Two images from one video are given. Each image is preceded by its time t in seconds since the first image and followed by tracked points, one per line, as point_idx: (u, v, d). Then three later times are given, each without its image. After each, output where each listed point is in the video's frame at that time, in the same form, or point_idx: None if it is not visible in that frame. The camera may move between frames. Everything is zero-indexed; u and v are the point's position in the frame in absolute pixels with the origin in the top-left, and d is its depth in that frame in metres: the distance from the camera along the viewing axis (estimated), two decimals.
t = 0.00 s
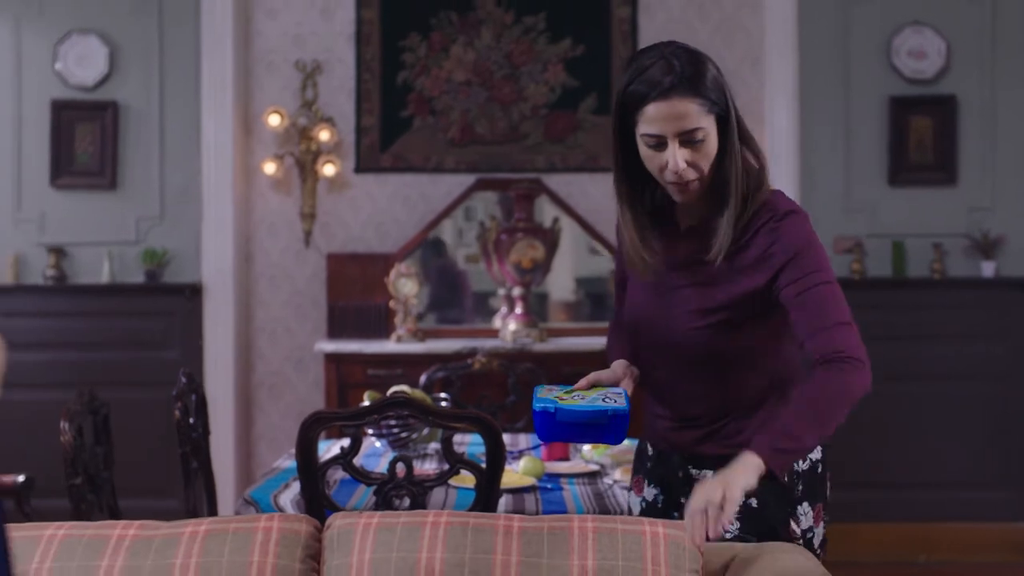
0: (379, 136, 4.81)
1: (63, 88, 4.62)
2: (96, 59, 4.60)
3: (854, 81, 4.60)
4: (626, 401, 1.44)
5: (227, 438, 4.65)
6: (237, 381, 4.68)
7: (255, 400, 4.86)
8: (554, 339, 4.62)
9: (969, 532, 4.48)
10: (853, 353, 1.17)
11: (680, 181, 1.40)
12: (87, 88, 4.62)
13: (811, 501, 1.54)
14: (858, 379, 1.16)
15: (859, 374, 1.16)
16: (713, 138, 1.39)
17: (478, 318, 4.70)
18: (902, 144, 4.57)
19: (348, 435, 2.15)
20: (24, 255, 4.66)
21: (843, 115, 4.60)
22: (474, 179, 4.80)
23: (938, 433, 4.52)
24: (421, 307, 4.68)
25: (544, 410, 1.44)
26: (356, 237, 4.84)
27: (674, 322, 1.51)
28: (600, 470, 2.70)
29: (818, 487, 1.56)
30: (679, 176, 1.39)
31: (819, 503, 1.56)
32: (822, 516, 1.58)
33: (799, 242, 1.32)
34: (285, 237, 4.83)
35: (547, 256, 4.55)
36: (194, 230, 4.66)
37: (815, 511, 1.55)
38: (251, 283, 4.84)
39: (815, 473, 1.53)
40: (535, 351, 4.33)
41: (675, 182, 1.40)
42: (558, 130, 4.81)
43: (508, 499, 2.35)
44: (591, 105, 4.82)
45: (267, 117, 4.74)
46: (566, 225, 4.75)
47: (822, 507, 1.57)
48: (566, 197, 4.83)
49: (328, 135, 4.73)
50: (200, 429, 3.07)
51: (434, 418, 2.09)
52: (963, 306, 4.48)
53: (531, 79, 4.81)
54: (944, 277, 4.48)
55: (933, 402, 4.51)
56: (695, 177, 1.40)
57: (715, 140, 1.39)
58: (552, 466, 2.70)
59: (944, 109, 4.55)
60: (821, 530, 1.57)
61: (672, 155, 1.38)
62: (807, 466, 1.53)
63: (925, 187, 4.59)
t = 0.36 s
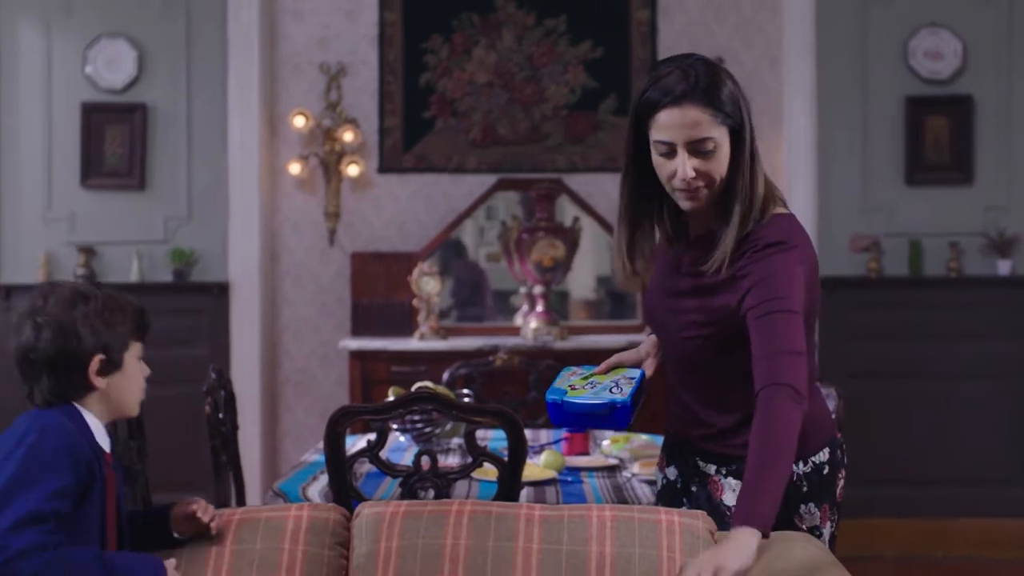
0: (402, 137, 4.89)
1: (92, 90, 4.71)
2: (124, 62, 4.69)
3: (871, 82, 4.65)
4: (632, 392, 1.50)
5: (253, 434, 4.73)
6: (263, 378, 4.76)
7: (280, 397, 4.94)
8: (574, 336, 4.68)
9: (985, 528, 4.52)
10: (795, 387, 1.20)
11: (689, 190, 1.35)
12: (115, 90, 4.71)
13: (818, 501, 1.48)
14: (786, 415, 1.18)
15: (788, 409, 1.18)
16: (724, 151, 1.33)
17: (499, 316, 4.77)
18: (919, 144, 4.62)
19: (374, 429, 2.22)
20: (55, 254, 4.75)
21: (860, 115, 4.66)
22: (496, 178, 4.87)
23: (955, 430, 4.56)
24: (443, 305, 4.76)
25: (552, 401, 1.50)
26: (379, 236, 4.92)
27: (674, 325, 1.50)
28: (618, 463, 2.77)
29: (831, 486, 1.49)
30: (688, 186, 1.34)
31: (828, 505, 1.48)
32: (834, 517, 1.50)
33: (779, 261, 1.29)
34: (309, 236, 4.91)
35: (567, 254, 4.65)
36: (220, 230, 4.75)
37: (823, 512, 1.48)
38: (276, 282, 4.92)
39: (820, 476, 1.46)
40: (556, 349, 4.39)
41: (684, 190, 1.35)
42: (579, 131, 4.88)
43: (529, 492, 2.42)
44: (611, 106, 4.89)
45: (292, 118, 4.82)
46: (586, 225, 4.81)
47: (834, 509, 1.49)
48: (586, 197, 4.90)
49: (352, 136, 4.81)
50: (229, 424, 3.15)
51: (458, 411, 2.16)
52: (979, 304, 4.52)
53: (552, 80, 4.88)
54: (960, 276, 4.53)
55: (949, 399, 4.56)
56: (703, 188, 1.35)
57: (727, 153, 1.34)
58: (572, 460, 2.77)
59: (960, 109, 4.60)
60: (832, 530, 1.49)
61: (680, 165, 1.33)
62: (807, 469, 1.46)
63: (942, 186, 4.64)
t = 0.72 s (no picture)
0: (425, 135, 4.96)
1: (121, 89, 4.80)
2: (152, 61, 4.78)
3: (888, 78, 4.70)
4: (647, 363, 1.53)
5: (279, 427, 4.82)
6: (288, 371, 4.84)
7: (305, 390, 5.03)
8: (594, 330, 4.74)
9: (1001, 519, 4.56)
10: (883, 309, 1.13)
11: (712, 170, 1.38)
12: (143, 89, 4.79)
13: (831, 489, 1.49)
14: (885, 329, 1.11)
15: (887, 325, 1.11)
16: (748, 131, 1.37)
17: (521, 311, 4.83)
18: (936, 140, 4.67)
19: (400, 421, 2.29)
20: (84, 250, 4.85)
21: (878, 111, 4.71)
22: (517, 175, 4.94)
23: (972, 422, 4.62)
24: (465, 301, 4.83)
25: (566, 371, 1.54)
26: (402, 232, 5.00)
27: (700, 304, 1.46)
28: (637, 454, 2.83)
29: (840, 471, 1.50)
30: (712, 164, 1.37)
31: (838, 491, 1.51)
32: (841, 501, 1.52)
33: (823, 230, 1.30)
34: (334, 232, 4.99)
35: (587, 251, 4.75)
36: (247, 226, 4.83)
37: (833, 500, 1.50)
38: (301, 277, 5.00)
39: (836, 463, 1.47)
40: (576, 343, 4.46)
41: (708, 170, 1.38)
42: (599, 128, 4.95)
43: (550, 481, 2.49)
44: (631, 104, 4.95)
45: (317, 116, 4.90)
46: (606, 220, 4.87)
47: (842, 493, 1.52)
48: (606, 194, 4.96)
49: (376, 134, 4.88)
50: (256, 416, 3.23)
51: (480, 404, 2.23)
52: (996, 298, 4.57)
53: (572, 78, 4.94)
54: (977, 271, 4.58)
55: (966, 392, 4.61)
56: (728, 167, 1.38)
57: (751, 132, 1.37)
58: (592, 451, 2.83)
59: (976, 106, 4.65)
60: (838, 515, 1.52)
61: (704, 142, 1.36)
62: (822, 456, 1.46)
63: (958, 182, 4.69)
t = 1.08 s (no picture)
0: (446, 131, 5.03)
1: (146, 87, 4.89)
2: (178, 59, 4.86)
3: (905, 74, 4.75)
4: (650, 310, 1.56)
5: (302, 419, 4.90)
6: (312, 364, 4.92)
7: (328, 382, 5.10)
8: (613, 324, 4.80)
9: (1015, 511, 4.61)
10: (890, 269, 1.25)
11: (731, 155, 1.37)
12: (169, 86, 4.87)
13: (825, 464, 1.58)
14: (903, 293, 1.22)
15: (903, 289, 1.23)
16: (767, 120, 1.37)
17: (541, 304, 4.90)
18: (952, 136, 4.71)
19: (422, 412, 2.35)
20: (111, 245, 4.93)
21: (894, 107, 4.76)
22: (536, 171, 5.00)
23: (987, 414, 4.66)
24: (485, 295, 4.89)
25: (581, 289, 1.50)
26: (423, 227, 5.07)
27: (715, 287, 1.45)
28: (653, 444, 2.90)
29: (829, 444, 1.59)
30: (731, 149, 1.36)
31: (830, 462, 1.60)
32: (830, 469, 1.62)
33: (851, 205, 1.35)
34: (356, 227, 5.06)
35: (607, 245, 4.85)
36: (270, 221, 4.90)
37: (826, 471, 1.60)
38: (323, 272, 5.08)
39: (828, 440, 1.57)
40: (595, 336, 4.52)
41: (726, 154, 1.37)
42: (618, 124, 5.00)
43: (569, 470, 2.55)
44: (649, 100, 5.00)
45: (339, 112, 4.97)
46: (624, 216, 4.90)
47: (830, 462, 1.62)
48: (624, 188, 5.02)
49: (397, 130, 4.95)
50: (281, 407, 3.30)
51: (501, 394, 2.29)
52: (1010, 292, 4.61)
53: (591, 74, 5.00)
54: (992, 265, 4.62)
55: (981, 385, 4.66)
56: (747, 154, 1.37)
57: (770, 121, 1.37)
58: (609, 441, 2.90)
59: (992, 101, 4.69)
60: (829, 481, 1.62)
61: (725, 129, 1.35)
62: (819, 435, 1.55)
63: (974, 177, 4.73)
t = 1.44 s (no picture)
0: (465, 125, 5.09)
1: (171, 82, 4.96)
2: (202, 55, 4.93)
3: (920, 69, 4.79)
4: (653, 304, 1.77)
5: (325, 409, 4.97)
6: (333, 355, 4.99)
7: (349, 374, 5.18)
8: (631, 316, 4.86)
9: None
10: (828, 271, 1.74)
11: (697, 159, 1.74)
12: (193, 82, 4.95)
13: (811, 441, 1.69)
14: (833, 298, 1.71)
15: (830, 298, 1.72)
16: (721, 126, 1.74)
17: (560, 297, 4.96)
18: (967, 130, 4.75)
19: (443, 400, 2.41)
20: (136, 238, 5.01)
21: (909, 101, 4.80)
22: (556, 165, 5.06)
23: (1001, 406, 4.70)
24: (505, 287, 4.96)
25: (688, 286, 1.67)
26: (444, 220, 5.13)
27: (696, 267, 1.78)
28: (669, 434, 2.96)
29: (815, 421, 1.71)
30: (697, 154, 1.73)
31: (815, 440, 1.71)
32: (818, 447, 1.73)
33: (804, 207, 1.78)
34: (377, 221, 5.13)
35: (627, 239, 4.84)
36: (293, 215, 4.97)
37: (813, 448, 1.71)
38: (345, 265, 5.15)
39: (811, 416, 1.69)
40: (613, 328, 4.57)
41: (693, 160, 1.74)
42: (636, 119, 5.05)
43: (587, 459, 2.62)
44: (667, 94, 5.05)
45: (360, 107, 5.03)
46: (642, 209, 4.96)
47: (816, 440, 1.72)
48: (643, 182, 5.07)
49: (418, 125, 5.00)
50: (305, 397, 3.37)
51: (520, 383, 2.34)
52: None
53: (609, 70, 5.06)
54: (1007, 258, 4.66)
55: (996, 377, 4.70)
56: (709, 157, 1.74)
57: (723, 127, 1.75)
58: (627, 431, 2.96)
59: (1007, 96, 4.73)
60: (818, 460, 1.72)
61: (691, 139, 1.72)
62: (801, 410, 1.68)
63: (990, 171, 4.78)
